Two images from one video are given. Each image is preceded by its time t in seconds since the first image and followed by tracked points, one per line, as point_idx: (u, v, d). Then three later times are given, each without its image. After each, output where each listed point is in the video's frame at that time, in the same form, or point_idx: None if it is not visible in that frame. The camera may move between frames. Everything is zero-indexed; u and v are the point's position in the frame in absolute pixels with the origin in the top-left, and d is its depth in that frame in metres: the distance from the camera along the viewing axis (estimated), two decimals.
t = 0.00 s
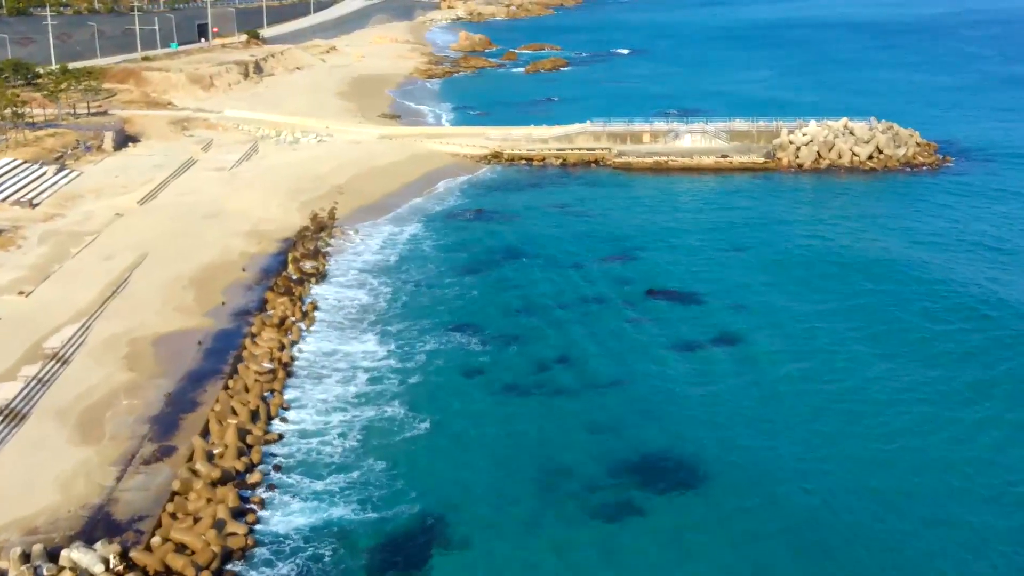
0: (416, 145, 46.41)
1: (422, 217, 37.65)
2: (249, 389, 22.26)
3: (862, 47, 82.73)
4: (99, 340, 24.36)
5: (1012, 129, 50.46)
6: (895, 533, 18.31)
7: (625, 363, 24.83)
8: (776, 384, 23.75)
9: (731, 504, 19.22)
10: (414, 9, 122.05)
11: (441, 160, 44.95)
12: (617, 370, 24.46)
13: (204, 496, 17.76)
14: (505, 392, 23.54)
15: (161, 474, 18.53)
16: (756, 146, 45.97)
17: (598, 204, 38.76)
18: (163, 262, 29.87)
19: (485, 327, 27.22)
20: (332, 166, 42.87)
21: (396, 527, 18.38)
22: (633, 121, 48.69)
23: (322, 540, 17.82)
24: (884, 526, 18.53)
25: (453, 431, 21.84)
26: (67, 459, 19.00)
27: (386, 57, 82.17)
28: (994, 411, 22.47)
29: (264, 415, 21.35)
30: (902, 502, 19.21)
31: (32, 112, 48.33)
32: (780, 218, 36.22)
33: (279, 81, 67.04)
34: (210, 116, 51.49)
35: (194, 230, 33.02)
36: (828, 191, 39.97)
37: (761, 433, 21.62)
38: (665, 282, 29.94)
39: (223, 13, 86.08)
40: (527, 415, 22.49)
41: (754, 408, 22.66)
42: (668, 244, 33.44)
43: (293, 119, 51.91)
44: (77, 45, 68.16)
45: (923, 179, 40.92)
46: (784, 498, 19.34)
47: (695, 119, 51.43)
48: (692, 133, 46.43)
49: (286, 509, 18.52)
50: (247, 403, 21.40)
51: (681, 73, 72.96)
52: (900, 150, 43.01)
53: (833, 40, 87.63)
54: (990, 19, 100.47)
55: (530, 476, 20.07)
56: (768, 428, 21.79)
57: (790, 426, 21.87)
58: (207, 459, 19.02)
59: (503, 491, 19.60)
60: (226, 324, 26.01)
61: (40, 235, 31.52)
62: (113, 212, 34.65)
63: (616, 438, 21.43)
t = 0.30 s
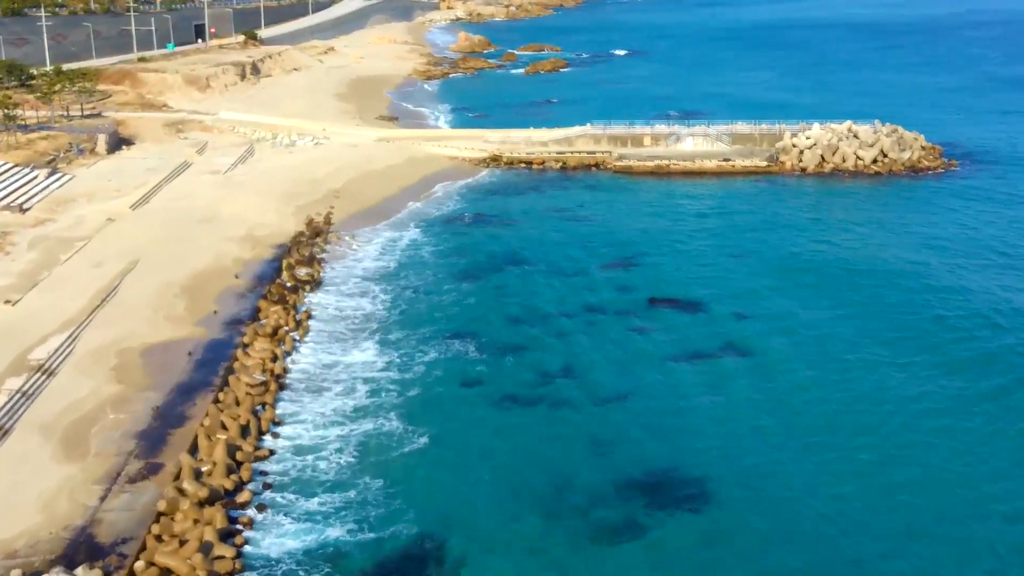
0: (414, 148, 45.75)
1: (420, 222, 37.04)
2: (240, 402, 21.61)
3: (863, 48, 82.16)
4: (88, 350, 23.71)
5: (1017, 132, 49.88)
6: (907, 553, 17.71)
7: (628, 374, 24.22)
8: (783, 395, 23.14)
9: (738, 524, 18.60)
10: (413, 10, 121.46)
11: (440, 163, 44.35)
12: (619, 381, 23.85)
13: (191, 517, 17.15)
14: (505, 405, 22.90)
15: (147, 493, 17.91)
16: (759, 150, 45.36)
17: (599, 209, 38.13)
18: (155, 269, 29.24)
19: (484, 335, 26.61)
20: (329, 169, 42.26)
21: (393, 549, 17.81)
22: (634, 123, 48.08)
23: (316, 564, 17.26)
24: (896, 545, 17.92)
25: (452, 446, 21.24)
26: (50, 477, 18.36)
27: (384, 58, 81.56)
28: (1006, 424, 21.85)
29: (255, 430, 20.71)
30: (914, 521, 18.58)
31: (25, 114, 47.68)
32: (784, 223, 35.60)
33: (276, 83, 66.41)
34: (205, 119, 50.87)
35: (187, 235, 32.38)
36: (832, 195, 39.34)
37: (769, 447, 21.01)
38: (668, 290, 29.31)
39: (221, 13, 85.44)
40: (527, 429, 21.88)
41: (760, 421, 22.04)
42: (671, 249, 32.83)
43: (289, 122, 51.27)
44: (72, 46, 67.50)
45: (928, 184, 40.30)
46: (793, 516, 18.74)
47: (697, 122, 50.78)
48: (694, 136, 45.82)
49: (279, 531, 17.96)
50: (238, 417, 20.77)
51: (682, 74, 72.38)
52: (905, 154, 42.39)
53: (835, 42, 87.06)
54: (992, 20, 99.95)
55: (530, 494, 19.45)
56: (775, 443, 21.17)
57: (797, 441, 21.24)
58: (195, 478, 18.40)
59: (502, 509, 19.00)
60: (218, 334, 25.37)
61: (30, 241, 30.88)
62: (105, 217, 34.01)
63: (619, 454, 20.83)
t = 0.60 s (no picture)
0: (412, 151, 45.11)
1: (418, 226, 36.42)
2: (230, 416, 20.98)
3: (865, 49, 81.57)
4: (74, 362, 23.08)
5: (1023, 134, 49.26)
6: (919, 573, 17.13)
7: (630, 386, 23.61)
8: (790, 407, 22.53)
9: (745, 543, 18.00)
10: (413, 10, 120.76)
11: (437, 166, 43.71)
12: (621, 394, 23.24)
13: (177, 540, 16.54)
14: (504, 418, 22.27)
15: (132, 513, 17.28)
16: (762, 152, 44.75)
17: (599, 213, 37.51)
18: (146, 277, 28.60)
19: (483, 344, 25.98)
20: (325, 172, 41.64)
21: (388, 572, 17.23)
22: (635, 126, 47.48)
23: None
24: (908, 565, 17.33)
25: (450, 462, 20.62)
26: (31, 495, 17.72)
27: (383, 59, 80.89)
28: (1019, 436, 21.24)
29: (245, 446, 20.10)
30: (927, 542, 17.95)
31: (17, 117, 47.02)
32: (788, 228, 34.99)
33: (273, 84, 65.75)
34: (200, 120, 50.23)
35: (180, 241, 31.75)
36: (836, 199, 38.72)
37: (775, 462, 20.40)
38: (670, 298, 28.69)
39: (218, 14, 84.78)
40: (527, 444, 21.25)
41: (767, 434, 21.43)
42: (673, 255, 32.22)
43: (286, 124, 50.62)
44: (67, 47, 66.80)
45: (933, 188, 39.68)
46: (801, 535, 18.14)
47: (698, 124, 50.11)
48: (695, 139, 45.22)
49: (271, 554, 17.40)
50: (228, 432, 20.14)
51: (683, 76, 71.74)
52: (910, 157, 41.74)
53: (836, 43, 86.49)
54: (993, 21, 99.43)
55: (529, 513, 18.85)
56: (781, 457, 20.55)
57: (803, 456, 20.61)
58: (182, 498, 17.76)
59: (500, 529, 18.38)
60: (209, 343, 24.71)
61: (18, 247, 30.24)
62: (96, 221, 33.37)
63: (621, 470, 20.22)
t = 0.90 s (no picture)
0: (410, 154, 44.49)
1: (416, 231, 35.84)
2: (220, 431, 20.36)
3: (867, 51, 80.97)
4: (61, 374, 22.44)
5: None
6: None
7: (631, 399, 23.00)
8: (795, 420, 21.93)
9: (752, 565, 17.41)
10: (412, 10, 120.15)
11: (436, 169, 43.09)
12: (621, 406, 22.66)
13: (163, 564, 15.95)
14: (503, 432, 21.66)
15: (115, 534, 16.64)
16: (764, 156, 44.16)
17: (600, 218, 36.92)
18: (137, 284, 27.98)
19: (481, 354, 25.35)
20: (322, 175, 41.04)
21: None
22: (636, 128, 46.90)
23: None
24: None
25: (447, 478, 20.02)
26: (12, 516, 17.08)
27: (382, 60, 80.23)
28: None
29: (235, 462, 19.48)
30: (940, 563, 17.35)
31: (11, 120, 46.38)
32: (792, 233, 34.40)
33: (271, 86, 65.12)
34: (196, 123, 49.60)
35: (172, 247, 31.13)
36: (840, 204, 38.13)
37: (782, 478, 19.81)
38: (672, 307, 28.08)
39: (216, 15, 84.12)
40: (527, 459, 20.66)
41: (773, 448, 20.81)
42: (675, 262, 31.64)
43: (282, 126, 50.01)
44: (63, 48, 66.15)
45: (939, 193, 39.09)
46: (808, 557, 17.54)
47: (700, 127, 49.49)
48: (697, 142, 44.64)
49: None
50: (217, 448, 19.51)
51: (684, 78, 71.14)
52: (916, 160, 41.08)
53: (838, 44, 85.92)
54: (995, 22, 98.94)
55: (530, 533, 18.25)
56: (787, 473, 19.96)
57: (810, 473, 20.00)
58: (168, 519, 17.14)
59: (497, 550, 17.78)
60: (200, 354, 24.08)
61: (7, 254, 29.63)
62: (88, 227, 32.76)
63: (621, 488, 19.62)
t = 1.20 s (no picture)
0: (407, 157, 43.84)
1: (414, 236, 35.22)
2: (209, 446, 19.73)
3: (868, 52, 80.36)
4: (46, 386, 21.80)
5: None
6: None
7: (633, 412, 22.37)
8: (802, 435, 21.30)
9: None
10: (410, 10, 119.40)
11: (434, 172, 42.47)
12: (623, 420, 22.02)
13: None
14: (500, 447, 21.03)
15: (98, 557, 15.99)
16: (767, 159, 43.56)
17: (600, 223, 36.31)
18: (127, 292, 27.34)
19: (479, 365, 24.72)
20: (318, 178, 40.41)
21: None
22: (637, 131, 46.30)
23: None
24: None
25: (444, 495, 19.39)
26: None
27: (380, 61, 79.56)
28: None
29: (224, 479, 18.84)
30: None
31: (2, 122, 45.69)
32: (796, 239, 33.78)
33: (267, 87, 64.45)
34: (191, 125, 48.95)
35: (164, 253, 30.48)
36: (844, 208, 37.50)
37: (789, 496, 19.21)
38: (674, 315, 27.47)
39: (213, 15, 83.39)
40: (526, 475, 20.03)
41: (780, 464, 20.20)
42: (677, 269, 31.02)
43: (278, 128, 49.38)
44: (58, 49, 65.43)
45: (944, 197, 38.48)
46: None
47: (701, 129, 48.87)
48: (699, 145, 44.02)
49: None
50: (205, 464, 18.86)
51: (684, 79, 70.53)
52: (921, 164, 40.46)
53: (839, 45, 85.37)
54: (996, 23, 98.48)
55: (529, 555, 17.62)
56: (795, 493, 19.32)
57: (818, 492, 19.36)
58: (153, 542, 16.49)
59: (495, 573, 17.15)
60: (190, 365, 23.42)
61: None
62: (78, 233, 32.11)
63: (623, 507, 19.02)
